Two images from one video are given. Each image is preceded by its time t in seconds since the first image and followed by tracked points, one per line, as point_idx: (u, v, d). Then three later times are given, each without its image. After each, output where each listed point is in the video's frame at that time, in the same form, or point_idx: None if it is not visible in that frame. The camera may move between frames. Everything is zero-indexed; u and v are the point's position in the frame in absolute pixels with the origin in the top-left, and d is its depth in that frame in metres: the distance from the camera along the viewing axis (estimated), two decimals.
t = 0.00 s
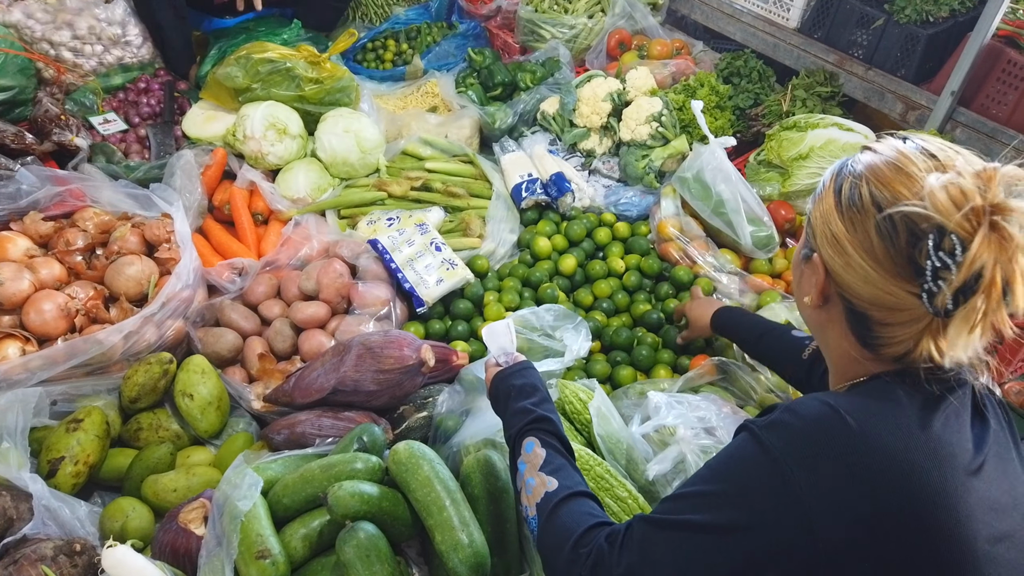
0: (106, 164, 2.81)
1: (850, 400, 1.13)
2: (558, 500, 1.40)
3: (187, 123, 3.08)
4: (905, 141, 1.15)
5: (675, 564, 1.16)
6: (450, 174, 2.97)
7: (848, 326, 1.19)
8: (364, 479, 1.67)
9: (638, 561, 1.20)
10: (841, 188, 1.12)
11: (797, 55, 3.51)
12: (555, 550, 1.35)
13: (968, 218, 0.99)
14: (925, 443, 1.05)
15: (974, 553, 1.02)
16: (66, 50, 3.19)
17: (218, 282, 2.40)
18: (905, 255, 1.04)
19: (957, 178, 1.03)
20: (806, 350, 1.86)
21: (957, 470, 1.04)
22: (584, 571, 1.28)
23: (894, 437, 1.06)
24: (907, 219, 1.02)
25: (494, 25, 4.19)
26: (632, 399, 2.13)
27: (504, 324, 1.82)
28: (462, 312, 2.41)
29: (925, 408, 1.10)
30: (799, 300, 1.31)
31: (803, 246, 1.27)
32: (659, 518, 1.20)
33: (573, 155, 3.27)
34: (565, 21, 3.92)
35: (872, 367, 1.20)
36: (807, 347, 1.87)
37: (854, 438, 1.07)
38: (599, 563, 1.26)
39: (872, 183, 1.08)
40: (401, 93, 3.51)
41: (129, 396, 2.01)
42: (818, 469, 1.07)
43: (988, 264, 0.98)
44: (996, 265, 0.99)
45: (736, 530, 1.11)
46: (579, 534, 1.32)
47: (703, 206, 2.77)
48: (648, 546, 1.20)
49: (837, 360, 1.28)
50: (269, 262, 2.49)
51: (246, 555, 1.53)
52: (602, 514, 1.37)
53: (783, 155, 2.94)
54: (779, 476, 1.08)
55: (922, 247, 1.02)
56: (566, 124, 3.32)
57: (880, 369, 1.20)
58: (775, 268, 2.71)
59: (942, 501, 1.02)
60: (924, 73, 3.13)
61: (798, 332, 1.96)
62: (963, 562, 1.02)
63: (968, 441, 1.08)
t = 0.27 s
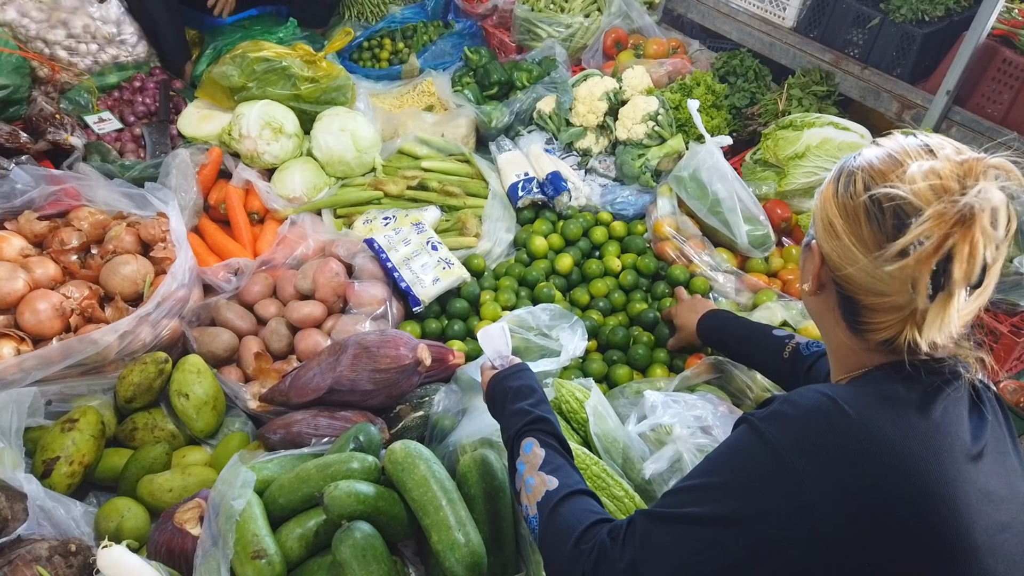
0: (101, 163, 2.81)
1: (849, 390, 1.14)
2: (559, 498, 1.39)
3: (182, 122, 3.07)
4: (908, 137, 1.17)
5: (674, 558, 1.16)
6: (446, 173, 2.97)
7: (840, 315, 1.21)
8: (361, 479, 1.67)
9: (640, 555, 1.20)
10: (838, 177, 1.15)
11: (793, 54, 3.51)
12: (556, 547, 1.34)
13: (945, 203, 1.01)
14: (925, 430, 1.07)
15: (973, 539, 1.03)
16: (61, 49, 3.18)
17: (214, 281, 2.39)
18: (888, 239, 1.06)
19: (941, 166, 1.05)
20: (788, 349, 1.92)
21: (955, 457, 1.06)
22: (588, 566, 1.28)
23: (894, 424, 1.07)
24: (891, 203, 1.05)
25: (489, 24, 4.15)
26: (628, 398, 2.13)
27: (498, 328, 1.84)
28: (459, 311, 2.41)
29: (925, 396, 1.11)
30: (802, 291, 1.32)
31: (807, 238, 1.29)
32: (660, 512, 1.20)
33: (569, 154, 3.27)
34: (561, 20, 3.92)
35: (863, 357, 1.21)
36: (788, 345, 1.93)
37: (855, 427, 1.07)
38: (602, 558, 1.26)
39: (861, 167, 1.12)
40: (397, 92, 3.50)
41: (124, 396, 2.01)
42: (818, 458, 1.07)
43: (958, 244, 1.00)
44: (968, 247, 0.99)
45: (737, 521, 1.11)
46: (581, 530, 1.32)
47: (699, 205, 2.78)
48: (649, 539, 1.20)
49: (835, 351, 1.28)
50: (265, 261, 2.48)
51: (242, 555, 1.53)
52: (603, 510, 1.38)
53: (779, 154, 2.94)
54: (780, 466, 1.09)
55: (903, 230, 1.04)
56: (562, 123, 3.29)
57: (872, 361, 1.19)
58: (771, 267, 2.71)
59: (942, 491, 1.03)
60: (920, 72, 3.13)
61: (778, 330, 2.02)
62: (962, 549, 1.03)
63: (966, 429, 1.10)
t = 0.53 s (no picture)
0: (93, 161, 2.79)
1: (846, 388, 1.13)
2: (557, 495, 1.39)
3: (174, 120, 3.06)
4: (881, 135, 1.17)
5: (670, 556, 1.16)
6: (440, 171, 2.97)
7: (834, 318, 1.20)
8: (355, 478, 1.67)
9: (639, 552, 1.20)
10: (818, 182, 1.14)
11: (787, 52, 3.51)
12: (554, 544, 1.34)
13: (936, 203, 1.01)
14: (922, 428, 1.06)
15: (969, 537, 1.03)
16: (53, 46, 3.17)
17: (206, 280, 2.38)
18: (880, 242, 1.06)
19: (925, 165, 1.05)
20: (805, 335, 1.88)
21: (952, 455, 1.06)
22: (586, 563, 1.27)
23: (891, 422, 1.06)
24: (880, 207, 1.05)
25: (485, 22, 4.22)
26: (622, 396, 2.13)
27: (498, 322, 1.79)
28: (453, 310, 2.40)
29: (921, 394, 1.11)
30: (791, 294, 1.31)
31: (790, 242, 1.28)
32: (658, 509, 1.20)
33: (564, 152, 3.26)
34: (556, 18, 3.92)
35: (860, 357, 1.20)
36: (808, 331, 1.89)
37: (853, 426, 1.07)
38: (600, 554, 1.26)
39: (843, 172, 1.11)
40: (391, 89, 3.48)
41: (117, 395, 2.00)
42: (815, 456, 1.06)
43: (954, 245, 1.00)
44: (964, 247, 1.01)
45: (736, 517, 1.10)
46: (579, 527, 1.32)
47: (693, 203, 2.78)
48: (648, 535, 1.19)
49: (829, 350, 1.27)
50: (258, 259, 2.47)
51: (235, 555, 1.52)
52: (601, 508, 1.38)
53: (773, 151, 2.94)
54: (777, 464, 1.08)
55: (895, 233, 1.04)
56: (557, 121, 3.32)
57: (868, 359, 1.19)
58: (766, 265, 2.70)
59: (940, 490, 1.03)
60: (913, 70, 3.14)
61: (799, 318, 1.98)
62: (958, 547, 1.03)
63: (962, 427, 1.10)
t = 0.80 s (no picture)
0: (82, 159, 2.78)
1: (840, 387, 1.13)
2: (549, 493, 1.39)
3: (164, 118, 3.04)
4: (869, 134, 1.16)
5: (663, 553, 1.15)
6: (432, 168, 2.96)
7: (834, 321, 1.19)
8: (347, 476, 1.66)
9: (632, 550, 1.19)
10: (815, 189, 1.13)
11: (778, 49, 3.52)
12: (547, 540, 1.34)
13: (945, 212, 1.01)
14: (915, 428, 1.07)
15: (963, 537, 1.03)
16: (41, 43, 3.15)
17: (197, 278, 2.37)
18: (889, 251, 1.05)
19: (929, 173, 1.05)
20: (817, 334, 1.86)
21: (945, 454, 1.06)
22: (578, 561, 1.27)
23: (884, 422, 1.07)
24: (887, 217, 1.04)
25: (476, 18, 4.21)
26: (615, 392, 2.13)
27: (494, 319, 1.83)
28: (445, 307, 2.40)
29: (915, 394, 1.11)
30: (785, 298, 1.30)
31: (781, 244, 1.26)
32: (651, 507, 1.20)
33: (556, 149, 3.25)
34: (547, 15, 3.92)
35: (859, 357, 1.20)
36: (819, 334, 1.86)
37: (845, 425, 1.07)
38: (593, 552, 1.25)
39: (842, 180, 1.09)
40: (382, 87, 3.47)
41: (107, 394, 1.98)
42: (808, 455, 1.07)
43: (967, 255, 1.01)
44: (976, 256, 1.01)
45: (727, 516, 1.10)
46: (573, 524, 1.32)
47: (686, 200, 2.78)
48: (642, 532, 1.19)
49: (825, 352, 1.27)
50: (250, 257, 2.47)
51: (228, 554, 1.51)
52: (595, 505, 1.38)
53: (765, 148, 2.95)
54: (770, 463, 1.09)
55: (905, 242, 1.03)
56: (549, 118, 3.31)
57: (867, 359, 1.19)
58: (757, 261, 2.71)
59: (932, 488, 1.03)
60: (904, 66, 3.15)
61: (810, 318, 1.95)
62: (953, 547, 1.03)
63: (957, 426, 1.10)
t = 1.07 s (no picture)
0: (67, 155, 2.75)
1: (829, 386, 1.12)
2: (538, 487, 1.37)
3: (150, 113, 3.01)
4: (873, 129, 1.15)
5: (652, 550, 1.14)
6: (421, 164, 2.95)
7: (834, 320, 1.19)
8: (335, 473, 1.65)
9: (618, 547, 1.18)
10: (823, 187, 1.11)
11: (767, 43, 3.52)
12: (533, 536, 1.33)
13: (967, 217, 1.01)
14: (905, 429, 1.05)
15: (952, 539, 1.02)
16: (24, 38, 3.11)
17: (184, 274, 2.35)
18: (903, 254, 1.05)
19: (945, 174, 1.04)
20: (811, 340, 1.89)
21: (936, 456, 1.04)
22: (564, 557, 1.26)
23: (873, 423, 1.05)
24: (903, 220, 1.03)
25: (465, 13, 4.19)
26: (605, 387, 2.13)
27: (487, 313, 1.85)
28: (434, 303, 2.39)
29: (905, 394, 1.10)
30: (778, 297, 1.30)
31: (777, 241, 1.24)
32: (641, 503, 1.18)
33: (546, 144, 3.24)
34: (537, 9, 3.90)
35: (856, 356, 1.21)
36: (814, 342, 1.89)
37: (834, 424, 1.06)
38: (578, 549, 1.24)
39: (854, 179, 1.07)
40: (370, 81, 3.45)
41: (93, 392, 1.96)
42: (795, 454, 1.07)
43: (985, 260, 1.01)
44: (992, 261, 1.02)
45: (716, 517, 1.09)
46: (560, 518, 1.31)
47: (675, 194, 2.77)
48: (630, 529, 1.18)
49: (821, 350, 1.27)
50: (237, 253, 2.44)
51: (214, 553, 1.49)
52: (583, 500, 1.36)
53: (754, 142, 2.94)
54: (757, 463, 1.08)
55: (920, 246, 1.03)
56: (538, 113, 3.29)
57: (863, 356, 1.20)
58: (747, 255, 2.70)
59: (920, 489, 1.02)
60: (893, 60, 3.15)
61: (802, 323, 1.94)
62: (941, 548, 1.02)
63: (947, 426, 1.09)
